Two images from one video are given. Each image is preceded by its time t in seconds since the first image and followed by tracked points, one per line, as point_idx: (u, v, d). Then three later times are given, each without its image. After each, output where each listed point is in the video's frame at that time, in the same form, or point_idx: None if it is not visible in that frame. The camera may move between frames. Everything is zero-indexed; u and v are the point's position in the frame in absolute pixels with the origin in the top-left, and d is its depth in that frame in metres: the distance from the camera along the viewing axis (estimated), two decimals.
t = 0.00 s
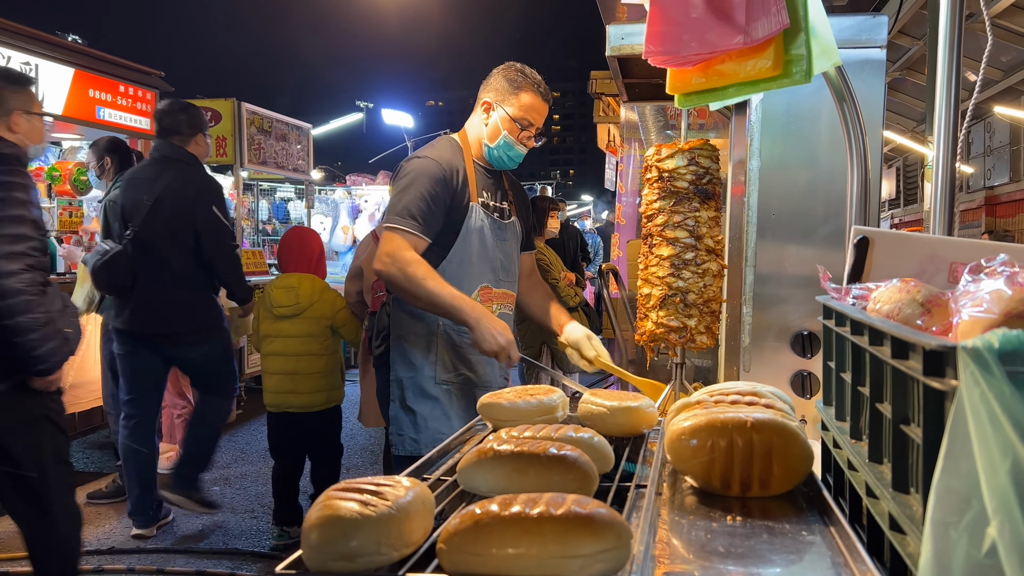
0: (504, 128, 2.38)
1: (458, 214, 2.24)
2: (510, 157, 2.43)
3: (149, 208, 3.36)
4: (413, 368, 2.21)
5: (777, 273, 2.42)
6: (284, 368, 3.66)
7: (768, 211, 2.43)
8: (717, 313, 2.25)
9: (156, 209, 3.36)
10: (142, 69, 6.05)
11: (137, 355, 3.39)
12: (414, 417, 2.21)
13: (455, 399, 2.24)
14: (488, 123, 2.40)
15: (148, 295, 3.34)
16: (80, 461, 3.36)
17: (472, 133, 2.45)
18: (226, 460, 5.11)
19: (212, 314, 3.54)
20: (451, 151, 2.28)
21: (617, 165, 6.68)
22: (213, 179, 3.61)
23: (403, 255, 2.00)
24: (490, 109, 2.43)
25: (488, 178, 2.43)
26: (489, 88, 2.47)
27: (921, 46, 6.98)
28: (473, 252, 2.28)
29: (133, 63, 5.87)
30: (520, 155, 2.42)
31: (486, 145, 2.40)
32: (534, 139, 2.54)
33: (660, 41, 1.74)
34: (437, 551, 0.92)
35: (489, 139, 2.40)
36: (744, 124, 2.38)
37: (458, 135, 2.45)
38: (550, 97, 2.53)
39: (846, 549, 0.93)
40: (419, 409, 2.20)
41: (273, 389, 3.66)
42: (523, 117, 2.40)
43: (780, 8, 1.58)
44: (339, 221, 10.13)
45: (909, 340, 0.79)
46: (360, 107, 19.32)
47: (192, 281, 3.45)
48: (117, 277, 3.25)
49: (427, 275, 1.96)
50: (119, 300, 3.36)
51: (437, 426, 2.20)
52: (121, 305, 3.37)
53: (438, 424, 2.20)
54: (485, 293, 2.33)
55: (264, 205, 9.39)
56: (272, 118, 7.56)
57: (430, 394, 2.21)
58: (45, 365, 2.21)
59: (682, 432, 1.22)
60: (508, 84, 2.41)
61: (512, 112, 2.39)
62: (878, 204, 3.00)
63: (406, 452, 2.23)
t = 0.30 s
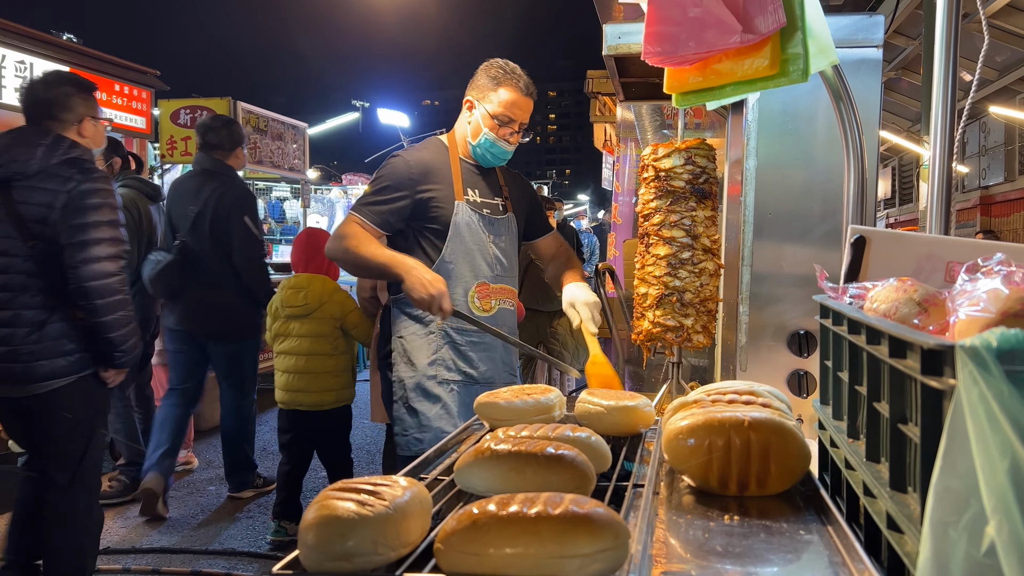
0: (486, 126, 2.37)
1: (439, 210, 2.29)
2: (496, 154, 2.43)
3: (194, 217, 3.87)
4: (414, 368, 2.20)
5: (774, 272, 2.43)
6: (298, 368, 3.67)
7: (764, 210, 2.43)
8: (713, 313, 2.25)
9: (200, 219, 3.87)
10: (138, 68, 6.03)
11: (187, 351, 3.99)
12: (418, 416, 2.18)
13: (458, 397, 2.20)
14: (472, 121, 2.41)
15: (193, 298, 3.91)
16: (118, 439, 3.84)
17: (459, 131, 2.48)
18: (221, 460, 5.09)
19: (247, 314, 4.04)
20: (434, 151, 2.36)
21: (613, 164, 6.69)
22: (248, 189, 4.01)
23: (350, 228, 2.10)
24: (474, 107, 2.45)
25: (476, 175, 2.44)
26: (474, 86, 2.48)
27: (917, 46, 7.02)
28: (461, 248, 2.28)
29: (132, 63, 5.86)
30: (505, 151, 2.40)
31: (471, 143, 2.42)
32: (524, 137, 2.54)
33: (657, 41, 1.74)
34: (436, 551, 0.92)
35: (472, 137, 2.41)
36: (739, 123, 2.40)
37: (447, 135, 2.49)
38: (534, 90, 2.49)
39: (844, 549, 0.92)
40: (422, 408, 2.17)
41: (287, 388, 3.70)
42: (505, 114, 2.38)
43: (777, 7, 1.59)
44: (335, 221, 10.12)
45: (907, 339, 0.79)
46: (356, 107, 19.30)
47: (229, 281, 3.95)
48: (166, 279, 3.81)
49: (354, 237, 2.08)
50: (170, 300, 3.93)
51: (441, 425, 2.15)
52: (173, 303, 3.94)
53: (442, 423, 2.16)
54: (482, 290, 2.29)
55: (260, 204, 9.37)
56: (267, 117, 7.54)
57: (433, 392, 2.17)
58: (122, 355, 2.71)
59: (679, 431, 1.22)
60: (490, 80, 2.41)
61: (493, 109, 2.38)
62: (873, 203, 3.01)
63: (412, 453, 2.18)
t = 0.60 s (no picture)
0: (474, 126, 2.36)
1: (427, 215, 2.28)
2: (486, 154, 2.43)
3: (228, 215, 4.19)
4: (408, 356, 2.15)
5: (771, 272, 2.43)
6: (313, 367, 3.66)
7: (761, 210, 2.44)
8: (711, 313, 2.25)
9: (234, 218, 4.19)
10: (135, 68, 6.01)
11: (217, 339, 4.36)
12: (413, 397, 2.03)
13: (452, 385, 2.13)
14: (460, 121, 2.40)
15: (228, 289, 4.25)
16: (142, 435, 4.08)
17: (448, 131, 2.48)
18: (218, 461, 5.08)
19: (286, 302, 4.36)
20: (424, 155, 2.37)
21: (611, 165, 6.69)
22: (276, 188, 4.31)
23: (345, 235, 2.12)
24: (462, 106, 2.44)
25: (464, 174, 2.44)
26: (463, 84, 2.46)
27: (914, 47, 7.04)
28: (450, 249, 2.28)
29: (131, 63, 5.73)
30: (494, 151, 2.40)
31: (459, 143, 2.42)
32: (513, 136, 2.54)
33: (656, 41, 1.73)
34: (432, 552, 0.92)
35: (461, 137, 2.41)
36: (738, 125, 2.50)
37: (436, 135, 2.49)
38: (523, 88, 2.47)
39: (841, 549, 0.92)
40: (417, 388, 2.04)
41: (310, 387, 3.71)
42: (493, 114, 2.36)
43: (775, 8, 1.59)
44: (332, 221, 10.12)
45: (903, 339, 0.79)
46: (354, 107, 19.28)
47: (258, 275, 4.27)
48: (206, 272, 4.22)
49: (347, 240, 2.09)
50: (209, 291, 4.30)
51: (438, 403, 2.00)
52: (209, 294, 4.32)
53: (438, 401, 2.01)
54: (471, 291, 2.28)
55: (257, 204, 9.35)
56: (265, 117, 7.53)
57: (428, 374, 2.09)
58: (164, 352, 2.84)
59: (676, 432, 1.23)
60: (478, 80, 2.39)
61: (480, 110, 2.37)
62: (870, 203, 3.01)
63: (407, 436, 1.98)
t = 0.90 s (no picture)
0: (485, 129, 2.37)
1: (446, 215, 2.21)
2: (490, 154, 2.44)
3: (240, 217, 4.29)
4: (426, 386, 2.08)
5: (769, 272, 2.43)
6: (324, 364, 3.68)
7: (759, 210, 2.44)
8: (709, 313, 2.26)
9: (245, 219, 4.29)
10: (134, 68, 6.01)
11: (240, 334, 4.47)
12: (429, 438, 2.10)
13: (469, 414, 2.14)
14: (466, 120, 2.38)
15: (245, 288, 4.36)
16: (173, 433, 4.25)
17: (449, 126, 2.44)
18: (216, 461, 5.07)
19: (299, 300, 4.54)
20: (433, 151, 2.29)
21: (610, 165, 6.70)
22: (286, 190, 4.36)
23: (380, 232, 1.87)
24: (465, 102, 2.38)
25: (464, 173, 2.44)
26: (462, 79, 2.40)
27: (912, 47, 7.05)
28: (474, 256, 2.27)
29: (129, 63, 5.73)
30: (500, 152, 2.42)
31: (465, 143, 2.42)
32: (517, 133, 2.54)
33: (654, 39, 1.73)
34: (431, 550, 0.92)
35: (467, 138, 2.41)
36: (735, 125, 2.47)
37: (432, 130, 2.44)
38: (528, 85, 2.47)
39: (839, 548, 0.93)
40: (433, 430, 2.09)
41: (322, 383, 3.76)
42: (506, 116, 2.39)
43: (772, 8, 1.59)
44: (331, 221, 10.12)
45: (900, 338, 0.79)
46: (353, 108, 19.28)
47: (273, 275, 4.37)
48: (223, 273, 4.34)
49: (385, 240, 1.84)
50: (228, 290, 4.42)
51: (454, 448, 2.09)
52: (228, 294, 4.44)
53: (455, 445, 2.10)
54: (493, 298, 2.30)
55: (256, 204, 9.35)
56: (263, 117, 7.52)
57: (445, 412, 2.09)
58: (185, 332, 3.06)
59: (675, 431, 1.23)
60: (486, 78, 2.35)
61: (491, 110, 2.36)
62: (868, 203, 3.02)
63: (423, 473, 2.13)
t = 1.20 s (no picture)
0: (509, 122, 2.28)
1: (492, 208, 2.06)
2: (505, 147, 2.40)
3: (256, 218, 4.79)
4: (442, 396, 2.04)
5: (768, 272, 2.44)
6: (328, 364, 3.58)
7: (758, 210, 2.44)
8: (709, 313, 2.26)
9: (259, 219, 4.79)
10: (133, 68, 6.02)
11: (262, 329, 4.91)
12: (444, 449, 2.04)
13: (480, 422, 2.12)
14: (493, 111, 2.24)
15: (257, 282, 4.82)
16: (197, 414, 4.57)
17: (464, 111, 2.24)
18: (214, 460, 5.06)
19: (303, 298, 4.82)
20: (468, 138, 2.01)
21: (608, 165, 6.70)
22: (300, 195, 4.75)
23: (513, 264, 1.57)
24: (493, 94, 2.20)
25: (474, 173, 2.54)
26: (484, 67, 2.20)
27: (910, 48, 7.06)
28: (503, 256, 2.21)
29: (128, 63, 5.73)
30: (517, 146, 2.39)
31: (485, 136, 2.31)
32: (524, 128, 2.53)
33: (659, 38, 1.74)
34: (433, 550, 0.92)
35: (489, 130, 2.29)
36: (734, 124, 2.45)
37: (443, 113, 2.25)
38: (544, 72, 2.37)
39: (838, 547, 0.93)
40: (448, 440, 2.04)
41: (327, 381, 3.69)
42: (528, 107, 2.29)
43: (774, 8, 1.58)
44: (329, 221, 10.11)
45: (899, 338, 0.80)
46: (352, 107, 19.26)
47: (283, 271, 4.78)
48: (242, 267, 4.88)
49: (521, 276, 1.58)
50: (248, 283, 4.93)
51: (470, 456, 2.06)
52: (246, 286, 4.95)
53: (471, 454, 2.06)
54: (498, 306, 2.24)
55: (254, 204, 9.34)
56: (262, 117, 7.53)
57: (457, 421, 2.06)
58: (202, 327, 3.17)
59: (675, 431, 1.23)
60: (516, 67, 2.20)
61: (518, 101, 2.25)
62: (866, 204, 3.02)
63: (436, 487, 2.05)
